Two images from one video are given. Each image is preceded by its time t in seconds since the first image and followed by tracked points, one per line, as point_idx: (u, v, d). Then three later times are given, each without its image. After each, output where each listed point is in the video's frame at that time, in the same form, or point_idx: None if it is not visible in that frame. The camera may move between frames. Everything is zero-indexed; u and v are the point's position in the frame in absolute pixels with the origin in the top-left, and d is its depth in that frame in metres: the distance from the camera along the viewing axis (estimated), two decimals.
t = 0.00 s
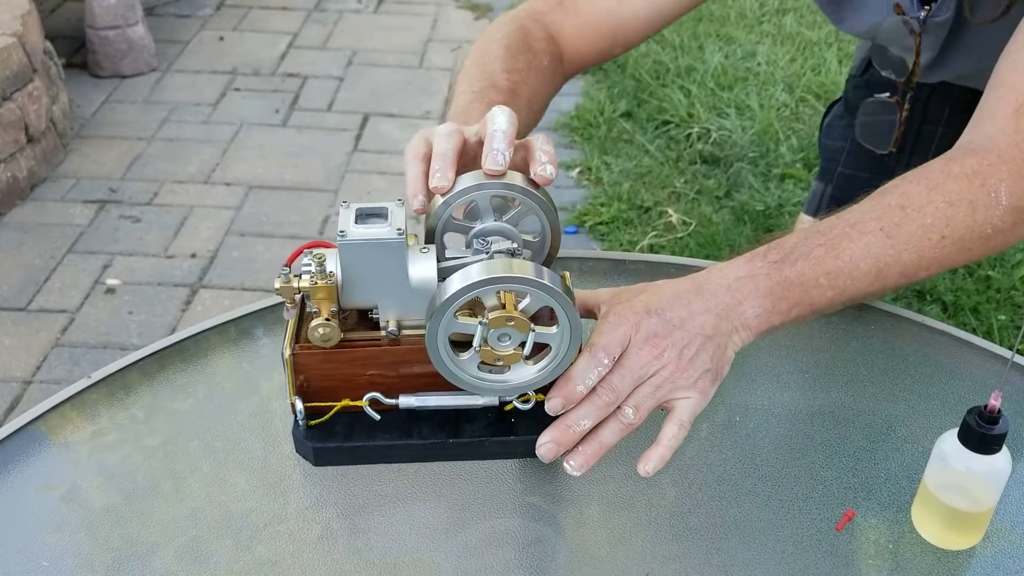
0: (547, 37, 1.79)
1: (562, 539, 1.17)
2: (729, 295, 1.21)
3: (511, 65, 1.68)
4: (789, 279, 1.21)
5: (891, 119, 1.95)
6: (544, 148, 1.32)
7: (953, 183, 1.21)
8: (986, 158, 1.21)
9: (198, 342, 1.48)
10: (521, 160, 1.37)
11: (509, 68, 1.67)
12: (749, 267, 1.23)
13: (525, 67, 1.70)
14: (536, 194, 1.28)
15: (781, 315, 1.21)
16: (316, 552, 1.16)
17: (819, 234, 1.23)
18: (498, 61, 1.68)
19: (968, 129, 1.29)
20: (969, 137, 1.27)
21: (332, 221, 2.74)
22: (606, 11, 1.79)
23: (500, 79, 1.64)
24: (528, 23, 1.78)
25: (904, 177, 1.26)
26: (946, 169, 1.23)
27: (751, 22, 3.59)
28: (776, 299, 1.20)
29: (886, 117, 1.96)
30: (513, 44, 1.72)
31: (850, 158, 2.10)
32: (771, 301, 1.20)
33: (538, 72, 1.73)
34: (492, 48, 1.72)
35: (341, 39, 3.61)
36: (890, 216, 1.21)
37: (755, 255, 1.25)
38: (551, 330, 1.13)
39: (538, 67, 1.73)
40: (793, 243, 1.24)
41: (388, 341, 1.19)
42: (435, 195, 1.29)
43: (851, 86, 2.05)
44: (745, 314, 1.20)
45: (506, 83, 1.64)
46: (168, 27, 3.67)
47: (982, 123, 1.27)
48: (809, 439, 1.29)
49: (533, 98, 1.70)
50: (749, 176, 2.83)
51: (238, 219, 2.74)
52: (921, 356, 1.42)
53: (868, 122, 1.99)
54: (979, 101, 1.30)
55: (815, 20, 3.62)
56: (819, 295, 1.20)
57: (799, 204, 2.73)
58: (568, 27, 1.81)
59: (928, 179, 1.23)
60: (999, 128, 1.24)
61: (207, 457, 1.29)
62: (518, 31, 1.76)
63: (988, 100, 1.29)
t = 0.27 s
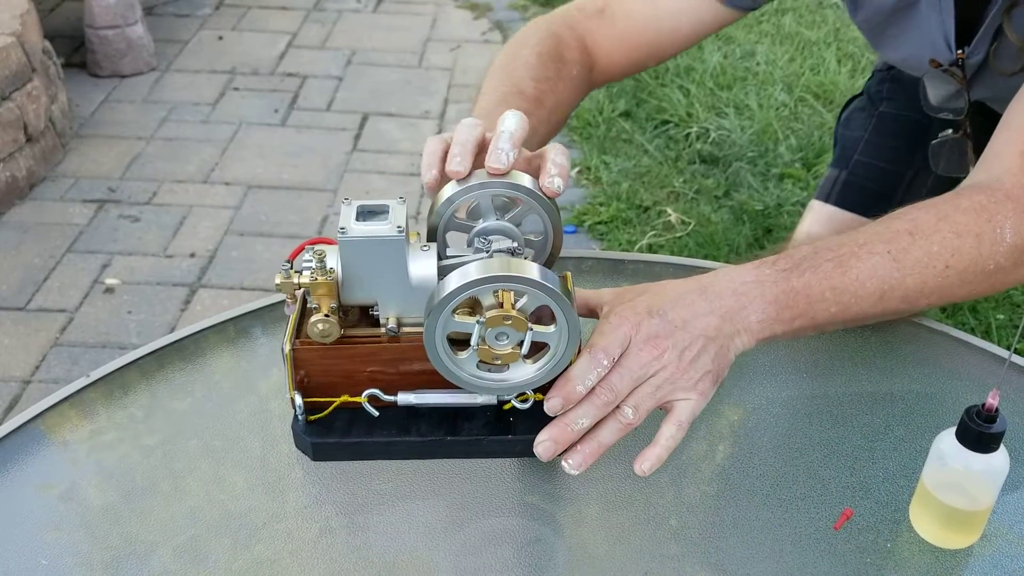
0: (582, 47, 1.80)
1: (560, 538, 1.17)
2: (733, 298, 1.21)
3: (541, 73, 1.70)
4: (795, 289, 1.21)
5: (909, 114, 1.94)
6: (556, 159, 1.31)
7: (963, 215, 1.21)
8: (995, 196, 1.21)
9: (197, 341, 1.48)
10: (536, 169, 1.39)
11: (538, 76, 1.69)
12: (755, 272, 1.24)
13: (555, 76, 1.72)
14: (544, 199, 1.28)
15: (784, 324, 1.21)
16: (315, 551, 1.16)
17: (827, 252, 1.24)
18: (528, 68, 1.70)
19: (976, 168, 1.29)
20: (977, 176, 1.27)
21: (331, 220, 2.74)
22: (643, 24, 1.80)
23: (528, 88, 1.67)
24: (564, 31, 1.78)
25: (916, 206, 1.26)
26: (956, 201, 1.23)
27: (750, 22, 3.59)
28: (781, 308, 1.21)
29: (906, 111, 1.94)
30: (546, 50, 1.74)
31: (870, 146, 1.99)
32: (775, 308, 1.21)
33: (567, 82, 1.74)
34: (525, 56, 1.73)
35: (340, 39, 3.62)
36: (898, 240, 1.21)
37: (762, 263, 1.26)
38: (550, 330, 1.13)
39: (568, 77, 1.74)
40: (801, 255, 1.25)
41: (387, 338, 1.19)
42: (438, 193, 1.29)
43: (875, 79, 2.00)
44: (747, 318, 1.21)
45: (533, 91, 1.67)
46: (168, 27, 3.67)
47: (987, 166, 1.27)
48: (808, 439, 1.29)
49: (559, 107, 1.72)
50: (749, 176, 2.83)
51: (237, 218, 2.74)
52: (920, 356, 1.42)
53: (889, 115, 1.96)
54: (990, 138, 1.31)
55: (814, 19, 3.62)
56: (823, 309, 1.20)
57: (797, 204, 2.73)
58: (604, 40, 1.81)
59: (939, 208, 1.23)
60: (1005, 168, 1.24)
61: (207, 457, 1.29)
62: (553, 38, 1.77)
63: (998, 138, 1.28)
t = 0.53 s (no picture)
0: None
1: (560, 537, 1.17)
2: (733, 296, 1.21)
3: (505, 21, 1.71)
4: (796, 287, 1.21)
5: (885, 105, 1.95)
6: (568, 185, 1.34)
7: (961, 215, 1.20)
8: (992, 196, 1.20)
9: (197, 341, 1.48)
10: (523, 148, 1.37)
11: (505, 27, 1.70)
12: (756, 270, 1.24)
13: (519, 26, 1.73)
14: (544, 197, 1.28)
15: (785, 322, 1.21)
16: (315, 550, 1.16)
17: (827, 250, 1.24)
18: (494, 15, 1.70)
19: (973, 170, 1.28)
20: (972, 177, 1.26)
21: (330, 220, 2.74)
22: None
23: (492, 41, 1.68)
24: None
25: (913, 207, 1.26)
26: (953, 201, 1.22)
27: (750, 22, 3.59)
28: (781, 306, 1.21)
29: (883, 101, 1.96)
30: None
31: (847, 136, 1.99)
32: (775, 306, 1.21)
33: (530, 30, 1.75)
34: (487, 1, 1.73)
35: (340, 38, 3.62)
36: (896, 240, 1.21)
37: (763, 261, 1.26)
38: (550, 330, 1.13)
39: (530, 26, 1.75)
40: (801, 254, 1.25)
41: (388, 337, 1.19)
42: (439, 192, 1.29)
43: (852, 71, 2.02)
44: (748, 316, 1.21)
45: (499, 44, 1.69)
46: (167, 27, 3.67)
47: (982, 168, 1.26)
48: (808, 438, 1.29)
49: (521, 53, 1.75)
50: (748, 176, 2.83)
51: (237, 218, 2.74)
52: (921, 355, 1.42)
53: (866, 106, 1.97)
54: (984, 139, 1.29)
55: (814, 19, 3.62)
56: (824, 306, 1.20)
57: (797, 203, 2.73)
58: None
59: (936, 208, 1.23)
60: (1000, 170, 1.23)
61: (207, 456, 1.28)
62: None
63: (991, 140, 1.27)
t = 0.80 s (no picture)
0: None
1: (562, 537, 1.17)
2: (734, 294, 1.21)
3: None
4: (796, 283, 1.21)
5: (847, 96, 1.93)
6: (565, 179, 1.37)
7: (956, 206, 1.20)
8: (986, 187, 1.20)
9: (198, 341, 1.48)
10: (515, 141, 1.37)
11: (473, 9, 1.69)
12: (756, 267, 1.24)
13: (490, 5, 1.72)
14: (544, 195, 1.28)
15: (785, 318, 1.22)
16: (316, 550, 1.16)
17: (826, 243, 1.24)
18: None
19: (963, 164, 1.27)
20: (964, 172, 1.26)
21: (331, 219, 2.74)
22: None
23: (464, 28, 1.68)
24: None
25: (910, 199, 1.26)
26: (948, 194, 1.22)
27: (750, 21, 3.59)
28: (781, 301, 1.21)
29: (845, 93, 1.93)
30: None
31: (812, 131, 1.97)
32: (776, 303, 1.21)
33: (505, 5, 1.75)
34: None
35: (340, 37, 3.62)
36: (895, 232, 1.21)
37: (762, 257, 1.26)
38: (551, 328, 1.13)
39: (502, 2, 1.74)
40: (801, 248, 1.25)
41: (389, 336, 1.19)
42: (439, 191, 1.29)
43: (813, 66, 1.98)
44: (748, 313, 1.21)
45: (470, 27, 1.69)
46: (167, 26, 3.67)
47: (971, 162, 1.25)
48: (810, 437, 1.29)
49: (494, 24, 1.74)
50: (749, 175, 2.83)
51: (237, 217, 2.74)
52: (924, 354, 1.42)
53: (829, 99, 1.95)
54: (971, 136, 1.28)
55: (815, 18, 3.62)
56: (824, 301, 1.20)
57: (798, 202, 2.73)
58: None
59: (932, 201, 1.22)
60: (990, 162, 1.22)
61: (208, 456, 1.28)
62: None
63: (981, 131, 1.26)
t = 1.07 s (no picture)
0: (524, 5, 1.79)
1: (560, 536, 1.17)
2: (733, 294, 1.21)
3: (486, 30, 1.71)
4: (793, 280, 1.21)
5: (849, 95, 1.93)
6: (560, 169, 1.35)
7: (953, 202, 1.20)
8: (983, 182, 1.20)
9: (196, 341, 1.48)
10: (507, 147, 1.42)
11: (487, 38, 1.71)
12: (754, 266, 1.24)
13: (501, 38, 1.73)
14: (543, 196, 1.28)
15: (783, 317, 1.22)
16: (315, 550, 1.16)
17: (824, 241, 1.24)
18: (477, 29, 1.71)
19: (961, 159, 1.27)
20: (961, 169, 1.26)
21: (330, 219, 2.74)
22: None
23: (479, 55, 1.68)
24: None
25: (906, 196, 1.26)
26: (944, 189, 1.22)
27: (749, 20, 3.59)
28: (779, 299, 1.21)
29: (847, 92, 1.94)
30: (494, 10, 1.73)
31: (813, 129, 1.99)
32: (774, 302, 1.21)
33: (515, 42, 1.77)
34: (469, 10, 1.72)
35: (339, 37, 3.61)
36: (892, 229, 1.21)
37: (760, 256, 1.26)
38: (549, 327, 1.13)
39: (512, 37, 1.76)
40: (799, 246, 1.25)
41: (387, 336, 1.18)
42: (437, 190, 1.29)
43: (816, 63, 1.99)
44: (746, 312, 1.21)
45: (484, 57, 1.69)
46: (166, 26, 3.67)
47: (969, 158, 1.25)
48: (808, 437, 1.29)
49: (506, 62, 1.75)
50: (747, 175, 2.83)
51: (236, 217, 2.74)
52: (922, 354, 1.42)
53: (830, 97, 1.95)
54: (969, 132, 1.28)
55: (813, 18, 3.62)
56: (822, 298, 1.20)
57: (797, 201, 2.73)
58: None
59: (927, 198, 1.23)
60: (988, 158, 1.22)
61: (207, 456, 1.28)
62: None
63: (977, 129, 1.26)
